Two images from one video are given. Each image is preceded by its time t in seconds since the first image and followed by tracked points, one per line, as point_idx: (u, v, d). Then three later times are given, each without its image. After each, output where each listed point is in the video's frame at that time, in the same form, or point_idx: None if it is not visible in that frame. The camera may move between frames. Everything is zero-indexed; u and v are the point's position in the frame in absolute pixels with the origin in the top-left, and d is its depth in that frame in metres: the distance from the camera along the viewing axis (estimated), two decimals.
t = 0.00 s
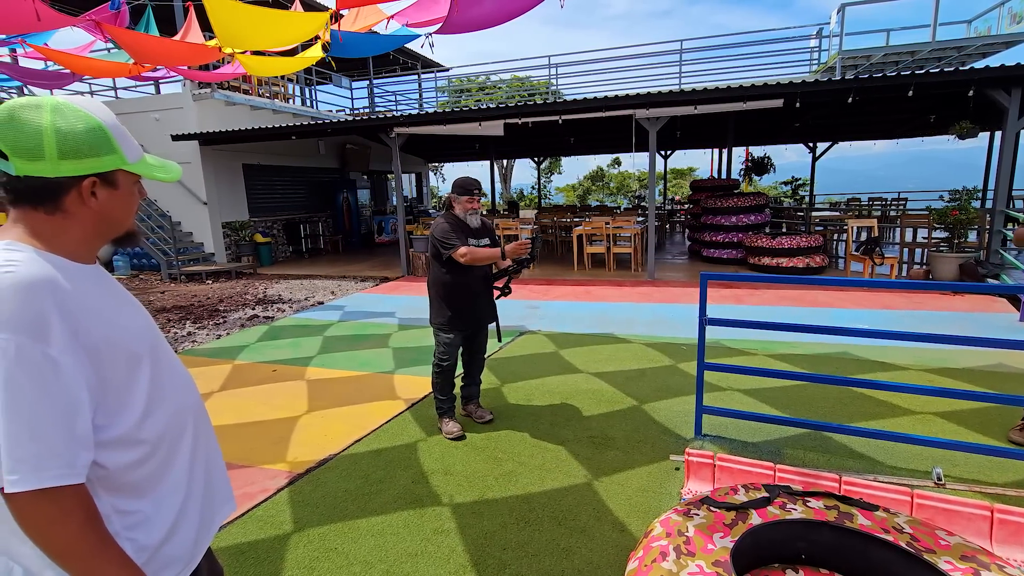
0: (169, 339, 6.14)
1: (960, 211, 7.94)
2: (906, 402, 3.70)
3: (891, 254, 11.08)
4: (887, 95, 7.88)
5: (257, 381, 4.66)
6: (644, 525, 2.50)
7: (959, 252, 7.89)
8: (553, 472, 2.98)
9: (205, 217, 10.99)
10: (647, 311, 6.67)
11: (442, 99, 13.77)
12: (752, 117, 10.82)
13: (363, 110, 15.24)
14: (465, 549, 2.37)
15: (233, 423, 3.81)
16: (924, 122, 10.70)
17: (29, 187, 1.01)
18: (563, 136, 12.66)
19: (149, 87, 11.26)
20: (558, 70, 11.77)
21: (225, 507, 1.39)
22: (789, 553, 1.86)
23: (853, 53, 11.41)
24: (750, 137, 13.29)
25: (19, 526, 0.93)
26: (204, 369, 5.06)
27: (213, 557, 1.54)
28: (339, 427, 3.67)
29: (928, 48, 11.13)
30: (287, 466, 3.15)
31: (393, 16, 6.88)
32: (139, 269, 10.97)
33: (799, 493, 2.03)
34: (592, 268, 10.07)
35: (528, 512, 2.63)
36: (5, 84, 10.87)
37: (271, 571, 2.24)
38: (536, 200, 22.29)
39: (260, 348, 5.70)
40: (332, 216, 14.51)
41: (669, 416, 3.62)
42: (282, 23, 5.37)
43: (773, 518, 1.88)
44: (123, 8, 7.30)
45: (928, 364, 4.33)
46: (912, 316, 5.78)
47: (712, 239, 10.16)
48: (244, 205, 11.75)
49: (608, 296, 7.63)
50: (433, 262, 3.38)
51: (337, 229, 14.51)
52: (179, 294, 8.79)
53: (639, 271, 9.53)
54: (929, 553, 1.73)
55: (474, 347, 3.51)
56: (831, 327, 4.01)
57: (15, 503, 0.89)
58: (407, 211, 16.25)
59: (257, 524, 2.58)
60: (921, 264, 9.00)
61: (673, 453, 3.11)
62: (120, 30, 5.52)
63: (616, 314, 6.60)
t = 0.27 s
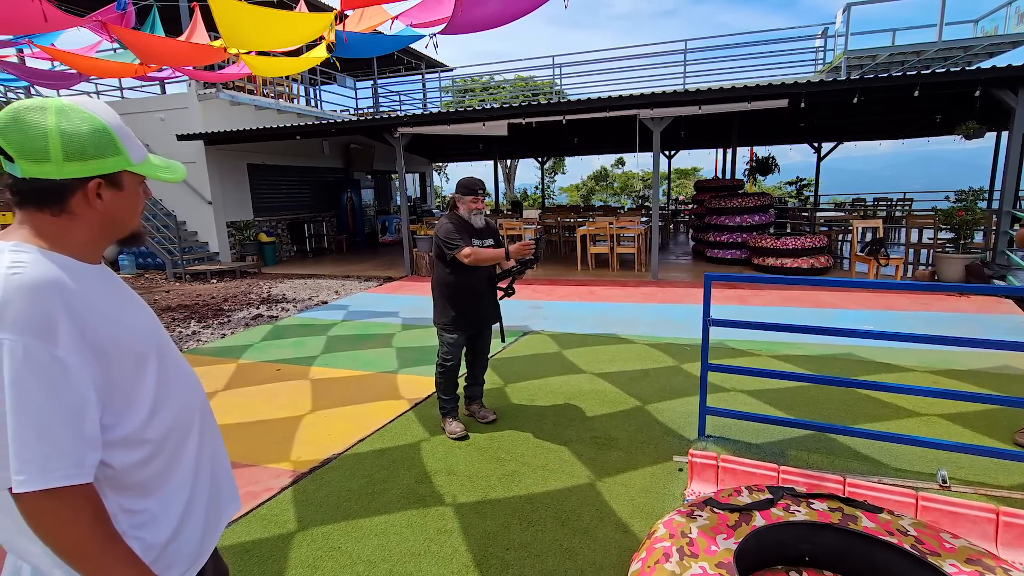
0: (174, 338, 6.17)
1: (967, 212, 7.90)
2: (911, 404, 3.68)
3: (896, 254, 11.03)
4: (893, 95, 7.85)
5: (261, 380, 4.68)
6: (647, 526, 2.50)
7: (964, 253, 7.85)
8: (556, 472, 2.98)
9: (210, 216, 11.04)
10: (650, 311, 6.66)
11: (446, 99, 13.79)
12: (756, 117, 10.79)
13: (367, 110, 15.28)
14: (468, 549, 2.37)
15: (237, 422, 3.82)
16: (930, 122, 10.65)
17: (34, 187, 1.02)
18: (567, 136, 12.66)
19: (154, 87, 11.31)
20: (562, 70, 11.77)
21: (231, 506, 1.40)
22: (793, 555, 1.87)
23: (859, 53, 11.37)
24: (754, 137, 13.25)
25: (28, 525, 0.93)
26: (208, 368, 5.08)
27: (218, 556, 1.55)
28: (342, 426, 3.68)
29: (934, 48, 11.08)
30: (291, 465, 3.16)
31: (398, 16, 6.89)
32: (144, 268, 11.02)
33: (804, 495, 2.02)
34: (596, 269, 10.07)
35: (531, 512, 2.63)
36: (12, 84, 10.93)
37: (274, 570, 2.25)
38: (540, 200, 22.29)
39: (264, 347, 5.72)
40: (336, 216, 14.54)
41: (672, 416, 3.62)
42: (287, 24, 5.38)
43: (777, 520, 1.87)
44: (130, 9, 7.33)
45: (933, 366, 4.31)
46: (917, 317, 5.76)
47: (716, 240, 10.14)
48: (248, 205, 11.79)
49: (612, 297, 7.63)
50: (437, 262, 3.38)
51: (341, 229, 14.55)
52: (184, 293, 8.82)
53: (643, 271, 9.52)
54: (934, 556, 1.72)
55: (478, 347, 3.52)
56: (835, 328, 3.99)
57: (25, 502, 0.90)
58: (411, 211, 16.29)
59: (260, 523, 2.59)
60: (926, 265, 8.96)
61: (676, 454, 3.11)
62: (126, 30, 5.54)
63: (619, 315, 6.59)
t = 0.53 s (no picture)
0: (178, 337, 6.19)
1: (973, 212, 7.86)
2: (916, 405, 3.66)
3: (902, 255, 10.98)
4: (899, 95, 7.82)
5: (265, 380, 4.70)
6: (650, 527, 2.50)
7: (970, 254, 7.81)
8: (559, 472, 2.98)
9: (214, 216, 11.07)
10: (654, 312, 6.65)
11: (450, 99, 13.80)
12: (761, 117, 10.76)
13: (371, 110, 15.30)
14: (471, 549, 2.37)
15: (241, 421, 3.84)
16: (936, 122, 10.59)
17: (43, 188, 1.03)
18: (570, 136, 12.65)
19: (159, 87, 11.35)
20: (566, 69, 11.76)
21: (235, 505, 1.40)
22: (797, 556, 1.86)
23: (864, 53, 11.32)
24: (759, 137, 13.22)
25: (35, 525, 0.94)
26: (212, 367, 5.09)
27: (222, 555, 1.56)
28: (346, 426, 3.69)
29: (940, 47, 11.02)
30: (295, 464, 3.17)
31: (402, 16, 6.90)
32: (149, 268, 11.07)
33: (808, 496, 2.01)
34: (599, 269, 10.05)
35: (534, 512, 2.63)
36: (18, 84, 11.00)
37: (278, 569, 2.25)
38: (543, 200, 22.28)
39: (268, 347, 5.74)
40: (340, 215, 14.57)
41: (676, 417, 3.61)
42: (291, 24, 5.40)
43: (782, 521, 1.86)
44: (135, 9, 7.36)
45: (938, 367, 4.29)
46: (922, 317, 5.74)
47: (719, 240, 10.11)
48: (253, 204, 11.83)
49: (615, 297, 7.62)
50: (441, 262, 3.38)
51: (344, 229, 14.58)
52: (188, 293, 8.85)
53: (647, 271, 9.51)
54: (939, 559, 1.71)
55: (481, 348, 3.52)
56: (840, 329, 3.98)
57: (32, 502, 0.90)
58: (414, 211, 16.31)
59: (264, 522, 2.60)
60: (931, 266, 8.91)
61: (680, 455, 3.10)
62: (132, 30, 5.56)
63: (623, 315, 6.59)
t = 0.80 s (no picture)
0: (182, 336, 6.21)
1: (979, 212, 7.81)
2: (922, 406, 3.64)
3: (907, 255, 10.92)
4: (904, 94, 7.77)
5: (268, 379, 4.70)
6: (654, 528, 2.49)
7: (977, 254, 7.76)
8: (562, 472, 2.97)
9: (218, 215, 11.10)
10: (658, 312, 6.63)
11: (453, 99, 13.80)
12: (765, 117, 10.72)
13: (375, 110, 15.32)
14: (474, 549, 2.37)
15: (244, 420, 3.84)
16: (942, 121, 10.53)
17: (37, 183, 1.03)
18: (574, 136, 12.63)
19: (163, 87, 11.39)
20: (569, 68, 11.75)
21: (239, 504, 1.40)
22: (802, 558, 1.85)
23: (869, 52, 11.26)
24: (763, 137, 13.17)
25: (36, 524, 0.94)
26: (216, 366, 5.11)
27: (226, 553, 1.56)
28: (349, 425, 3.69)
29: (946, 46, 10.96)
30: (298, 463, 3.17)
31: (405, 16, 6.90)
32: (153, 267, 11.10)
33: (813, 498, 2.00)
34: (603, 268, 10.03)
35: (537, 512, 2.62)
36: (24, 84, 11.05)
37: (281, 569, 2.25)
38: (547, 199, 22.27)
39: (272, 346, 5.75)
40: (343, 215, 14.59)
41: (680, 417, 3.60)
42: (295, 24, 5.40)
43: (786, 523, 1.85)
44: (140, 9, 7.39)
45: (944, 368, 4.26)
46: (928, 318, 5.70)
47: (723, 240, 10.08)
48: (256, 204, 11.85)
49: (619, 297, 7.60)
50: (444, 261, 3.38)
51: (348, 228, 14.60)
52: (192, 292, 8.88)
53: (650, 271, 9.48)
54: (946, 561, 1.69)
55: (485, 348, 3.51)
56: (845, 329, 3.96)
57: (32, 501, 0.91)
58: (417, 210, 16.32)
59: (267, 521, 2.60)
60: (937, 266, 8.86)
61: (683, 455, 3.09)
62: (136, 30, 5.58)
63: (626, 315, 6.57)
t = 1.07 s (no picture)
0: (186, 337, 6.21)
1: (987, 211, 7.74)
2: (930, 407, 3.60)
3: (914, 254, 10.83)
4: (911, 92, 7.72)
5: (272, 379, 4.70)
6: (658, 529, 2.47)
7: (985, 253, 7.68)
8: (566, 473, 2.96)
9: (222, 215, 11.13)
10: (662, 312, 6.59)
11: (457, 98, 13.79)
12: (770, 115, 10.67)
13: (378, 110, 15.32)
14: (476, 550, 2.35)
15: (247, 420, 3.84)
16: (950, 119, 10.45)
17: (36, 182, 1.02)
18: (577, 135, 12.60)
19: (168, 87, 11.43)
20: (572, 67, 11.72)
21: (241, 504, 1.38)
22: (808, 560, 1.82)
23: (875, 49, 11.20)
24: (768, 136, 13.10)
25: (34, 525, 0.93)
26: (219, 366, 5.11)
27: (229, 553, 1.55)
28: (352, 425, 3.69)
29: (953, 44, 10.88)
30: (301, 463, 3.17)
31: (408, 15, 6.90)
32: (158, 267, 11.13)
33: (819, 499, 1.98)
34: (607, 268, 9.99)
35: (540, 513, 2.61)
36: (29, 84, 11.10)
37: (283, 569, 2.24)
38: (550, 199, 22.24)
39: (275, 346, 5.75)
40: (347, 214, 14.60)
41: (684, 417, 3.58)
42: (298, 23, 5.40)
43: (792, 524, 1.83)
44: (144, 9, 7.41)
45: (952, 368, 4.22)
46: (936, 318, 5.65)
47: (728, 239, 10.03)
48: (260, 204, 11.88)
49: (623, 297, 7.57)
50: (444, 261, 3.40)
51: (351, 228, 14.60)
52: (196, 292, 8.90)
53: (654, 271, 9.44)
54: (954, 564, 1.67)
55: (488, 348, 3.50)
56: (851, 329, 3.93)
57: (29, 502, 0.90)
58: (421, 210, 16.31)
59: (270, 521, 2.60)
60: (944, 265, 8.79)
61: (688, 456, 3.07)
62: (140, 30, 5.60)
63: (630, 315, 6.54)
